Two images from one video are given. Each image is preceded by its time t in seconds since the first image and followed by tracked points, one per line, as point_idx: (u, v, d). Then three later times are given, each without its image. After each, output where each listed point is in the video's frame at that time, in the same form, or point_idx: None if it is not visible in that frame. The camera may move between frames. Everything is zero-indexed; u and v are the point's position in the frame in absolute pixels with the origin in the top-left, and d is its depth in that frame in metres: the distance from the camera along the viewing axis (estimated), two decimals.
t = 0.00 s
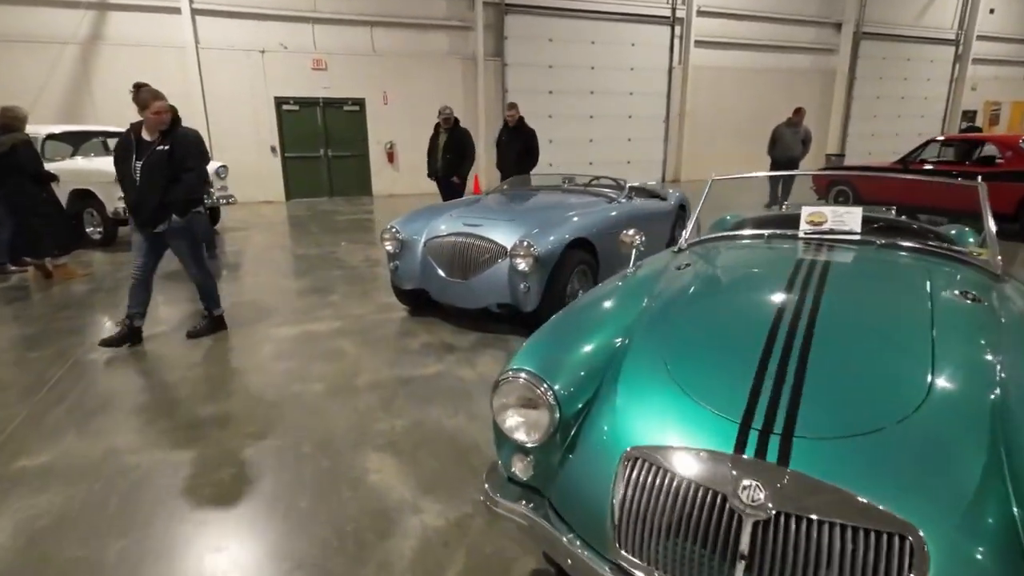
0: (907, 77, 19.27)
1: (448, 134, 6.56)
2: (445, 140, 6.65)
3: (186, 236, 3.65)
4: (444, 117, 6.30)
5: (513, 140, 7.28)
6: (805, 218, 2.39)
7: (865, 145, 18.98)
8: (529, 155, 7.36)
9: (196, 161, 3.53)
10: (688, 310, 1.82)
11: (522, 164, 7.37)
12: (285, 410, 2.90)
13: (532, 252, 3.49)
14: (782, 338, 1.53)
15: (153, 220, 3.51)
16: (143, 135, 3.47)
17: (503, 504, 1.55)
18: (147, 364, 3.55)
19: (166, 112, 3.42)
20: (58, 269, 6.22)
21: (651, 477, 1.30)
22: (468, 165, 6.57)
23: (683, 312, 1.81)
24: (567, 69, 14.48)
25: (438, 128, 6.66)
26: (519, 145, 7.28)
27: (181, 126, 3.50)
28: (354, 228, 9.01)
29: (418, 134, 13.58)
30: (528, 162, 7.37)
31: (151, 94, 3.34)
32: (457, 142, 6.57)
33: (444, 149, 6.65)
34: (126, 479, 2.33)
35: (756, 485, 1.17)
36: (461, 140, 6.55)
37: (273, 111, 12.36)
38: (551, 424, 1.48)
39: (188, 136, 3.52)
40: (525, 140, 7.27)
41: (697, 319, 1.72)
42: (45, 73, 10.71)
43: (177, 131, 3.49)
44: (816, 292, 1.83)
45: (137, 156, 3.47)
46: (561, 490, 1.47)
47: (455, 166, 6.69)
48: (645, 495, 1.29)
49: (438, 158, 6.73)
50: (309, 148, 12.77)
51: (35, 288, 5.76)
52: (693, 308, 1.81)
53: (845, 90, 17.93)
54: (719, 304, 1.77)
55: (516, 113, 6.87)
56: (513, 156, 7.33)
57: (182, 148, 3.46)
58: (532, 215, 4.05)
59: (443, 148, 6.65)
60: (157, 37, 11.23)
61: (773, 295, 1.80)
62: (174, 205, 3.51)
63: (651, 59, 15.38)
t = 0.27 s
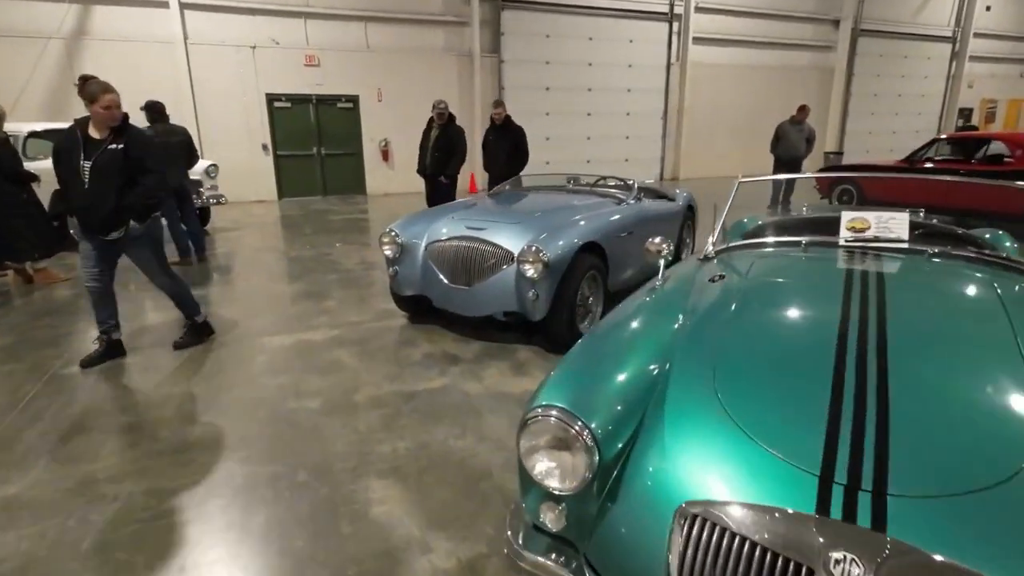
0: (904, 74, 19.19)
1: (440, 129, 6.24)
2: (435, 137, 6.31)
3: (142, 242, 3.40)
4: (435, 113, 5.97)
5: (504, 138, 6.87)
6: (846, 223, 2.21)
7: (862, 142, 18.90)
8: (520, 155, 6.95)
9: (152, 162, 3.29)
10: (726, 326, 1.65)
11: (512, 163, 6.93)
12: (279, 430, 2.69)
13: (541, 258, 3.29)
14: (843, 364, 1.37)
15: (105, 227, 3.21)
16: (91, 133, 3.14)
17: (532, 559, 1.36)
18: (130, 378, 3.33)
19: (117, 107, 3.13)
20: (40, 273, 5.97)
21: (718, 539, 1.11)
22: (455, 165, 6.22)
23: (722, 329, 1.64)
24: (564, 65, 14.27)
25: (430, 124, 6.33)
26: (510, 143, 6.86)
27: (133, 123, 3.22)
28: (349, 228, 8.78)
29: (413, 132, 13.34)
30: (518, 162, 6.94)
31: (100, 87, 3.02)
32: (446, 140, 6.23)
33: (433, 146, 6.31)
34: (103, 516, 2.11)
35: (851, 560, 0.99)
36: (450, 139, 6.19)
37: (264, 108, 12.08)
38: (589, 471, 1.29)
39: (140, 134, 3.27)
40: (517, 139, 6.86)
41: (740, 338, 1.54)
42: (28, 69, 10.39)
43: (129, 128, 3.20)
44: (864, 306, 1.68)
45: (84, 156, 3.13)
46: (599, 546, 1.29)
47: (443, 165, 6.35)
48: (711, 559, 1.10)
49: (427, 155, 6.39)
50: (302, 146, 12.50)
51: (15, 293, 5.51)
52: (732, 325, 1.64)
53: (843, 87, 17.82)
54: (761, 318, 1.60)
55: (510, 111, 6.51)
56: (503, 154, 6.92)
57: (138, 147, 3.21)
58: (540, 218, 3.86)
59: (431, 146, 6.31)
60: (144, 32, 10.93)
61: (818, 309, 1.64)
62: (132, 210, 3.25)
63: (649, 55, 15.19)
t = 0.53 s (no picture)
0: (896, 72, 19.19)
1: (431, 129, 5.96)
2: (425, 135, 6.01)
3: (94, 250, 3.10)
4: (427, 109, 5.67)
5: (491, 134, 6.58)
6: (893, 226, 2.03)
7: (855, 141, 18.90)
8: (505, 150, 6.64)
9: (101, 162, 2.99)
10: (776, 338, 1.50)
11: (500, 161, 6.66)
12: (270, 454, 2.47)
13: (552, 263, 3.09)
14: (914, 384, 1.23)
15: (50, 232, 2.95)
16: (31, 131, 2.87)
17: None
18: (108, 394, 3.09)
19: (59, 102, 2.84)
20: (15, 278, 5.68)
21: None
22: (447, 165, 5.95)
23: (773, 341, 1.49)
24: (559, 63, 14.08)
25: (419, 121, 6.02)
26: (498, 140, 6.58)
27: (77, 119, 2.93)
28: (341, 229, 8.53)
29: (405, 130, 13.09)
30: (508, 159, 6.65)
31: (37, 78, 2.74)
32: (438, 138, 5.95)
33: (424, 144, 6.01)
34: (73, 557, 1.89)
35: None
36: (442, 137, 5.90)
37: (252, 105, 11.78)
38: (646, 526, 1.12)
39: (87, 130, 2.97)
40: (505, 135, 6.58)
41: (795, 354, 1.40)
42: (5, 65, 10.02)
43: (73, 125, 2.92)
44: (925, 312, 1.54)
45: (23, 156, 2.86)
46: None
47: (434, 164, 6.05)
48: None
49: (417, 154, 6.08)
50: (291, 145, 12.22)
51: None
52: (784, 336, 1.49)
53: (836, 86, 17.78)
54: (811, 327, 1.45)
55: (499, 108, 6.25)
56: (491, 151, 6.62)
57: (83, 146, 2.92)
58: (546, 220, 3.66)
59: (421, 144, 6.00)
60: (127, 26, 10.60)
61: (877, 315, 1.50)
62: (79, 215, 2.96)
63: (643, 53, 15.03)
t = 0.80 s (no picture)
0: (888, 71, 19.21)
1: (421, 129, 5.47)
2: (412, 135, 5.53)
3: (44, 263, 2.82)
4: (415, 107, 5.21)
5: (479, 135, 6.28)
6: (947, 235, 1.88)
7: (848, 140, 18.91)
8: (496, 151, 6.32)
9: (56, 165, 2.75)
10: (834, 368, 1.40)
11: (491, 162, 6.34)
12: (263, 485, 2.27)
13: (563, 271, 2.92)
14: (998, 424, 1.13)
15: None
16: None
17: None
18: (84, 414, 2.85)
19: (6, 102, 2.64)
20: None
21: None
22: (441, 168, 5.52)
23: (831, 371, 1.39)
24: (553, 61, 13.91)
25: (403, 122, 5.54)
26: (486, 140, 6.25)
27: (27, 120, 2.72)
28: (333, 231, 8.30)
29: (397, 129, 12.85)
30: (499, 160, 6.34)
31: None
32: (429, 138, 5.50)
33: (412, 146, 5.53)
34: None
35: None
36: (434, 136, 5.46)
37: (240, 104, 11.49)
38: None
39: (40, 131, 2.75)
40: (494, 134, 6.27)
41: (858, 386, 1.30)
42: None
43: (22, 126, 2.70)
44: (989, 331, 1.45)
45: None
46: None
47: (426, 166, 5.59)
48: None
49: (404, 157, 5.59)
50: (280, 145, 11.96)
51: None
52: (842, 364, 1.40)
53: (829, 85, 17.76)
54: (873, 363, 1.35)
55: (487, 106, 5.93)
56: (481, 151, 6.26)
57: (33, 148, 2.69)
58: (554, 225, 3.48)
59: (410, 146, 5.52)
60: (110, 24, 10.29)
61: (938, 339, 1.42)
62: (28, 223, 2.70)
63: (638, 51, 14.89)
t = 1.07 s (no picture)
0: (882, 72, 19.20)
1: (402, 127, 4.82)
2: (393, 134, 4.89)
3: None
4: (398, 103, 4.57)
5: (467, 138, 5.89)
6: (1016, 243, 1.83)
7: (841, 140, 18.88)
8: (489, 156, 5.97)
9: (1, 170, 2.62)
10: (909, 397, 1.35)
11: (481, 165, 5.94)
12: (249, 520, 2.04)
13: (574, 279, 2.72)
14: None
15: None
16: None
17: None
18: (54, 437, 2.62)
19: None
20: None
21: None
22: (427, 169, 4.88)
23: (904, 402, 1.35)
24: (547, 60, 13.72)
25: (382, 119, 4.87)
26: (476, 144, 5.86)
27: None
28: (324, 234, 8.06)
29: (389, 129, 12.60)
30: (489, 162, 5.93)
31: None
32: (413, 137, 4.85)
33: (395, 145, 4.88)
34: None
35: None
36: (419, 134, 4.83)
37: (228, 103, 11.20)
38: None
39: None
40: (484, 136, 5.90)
41: (939, 424, 1.25)
42: None
43: None
44: None
45: None
46: None
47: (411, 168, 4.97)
48: None
49: (386, 158, 4.96)
50: (270, 145, 11.68)
51: None
52: (914, 393, 1.35)
53: (824, 86, 17.70)
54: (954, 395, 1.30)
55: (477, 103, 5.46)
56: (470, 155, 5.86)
57: None
58: (561, 229, 3.29)
59: (392, 145, 4.88)
60: (92, 20, 9.98)
61: (1012, 356, 1.37)
62: None
63: (632, 51, 14.74)
